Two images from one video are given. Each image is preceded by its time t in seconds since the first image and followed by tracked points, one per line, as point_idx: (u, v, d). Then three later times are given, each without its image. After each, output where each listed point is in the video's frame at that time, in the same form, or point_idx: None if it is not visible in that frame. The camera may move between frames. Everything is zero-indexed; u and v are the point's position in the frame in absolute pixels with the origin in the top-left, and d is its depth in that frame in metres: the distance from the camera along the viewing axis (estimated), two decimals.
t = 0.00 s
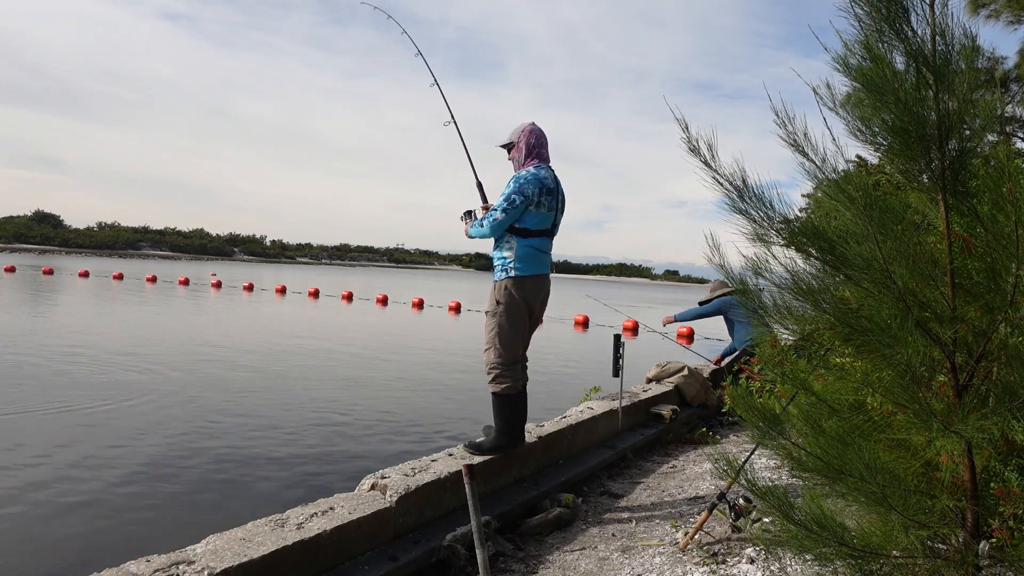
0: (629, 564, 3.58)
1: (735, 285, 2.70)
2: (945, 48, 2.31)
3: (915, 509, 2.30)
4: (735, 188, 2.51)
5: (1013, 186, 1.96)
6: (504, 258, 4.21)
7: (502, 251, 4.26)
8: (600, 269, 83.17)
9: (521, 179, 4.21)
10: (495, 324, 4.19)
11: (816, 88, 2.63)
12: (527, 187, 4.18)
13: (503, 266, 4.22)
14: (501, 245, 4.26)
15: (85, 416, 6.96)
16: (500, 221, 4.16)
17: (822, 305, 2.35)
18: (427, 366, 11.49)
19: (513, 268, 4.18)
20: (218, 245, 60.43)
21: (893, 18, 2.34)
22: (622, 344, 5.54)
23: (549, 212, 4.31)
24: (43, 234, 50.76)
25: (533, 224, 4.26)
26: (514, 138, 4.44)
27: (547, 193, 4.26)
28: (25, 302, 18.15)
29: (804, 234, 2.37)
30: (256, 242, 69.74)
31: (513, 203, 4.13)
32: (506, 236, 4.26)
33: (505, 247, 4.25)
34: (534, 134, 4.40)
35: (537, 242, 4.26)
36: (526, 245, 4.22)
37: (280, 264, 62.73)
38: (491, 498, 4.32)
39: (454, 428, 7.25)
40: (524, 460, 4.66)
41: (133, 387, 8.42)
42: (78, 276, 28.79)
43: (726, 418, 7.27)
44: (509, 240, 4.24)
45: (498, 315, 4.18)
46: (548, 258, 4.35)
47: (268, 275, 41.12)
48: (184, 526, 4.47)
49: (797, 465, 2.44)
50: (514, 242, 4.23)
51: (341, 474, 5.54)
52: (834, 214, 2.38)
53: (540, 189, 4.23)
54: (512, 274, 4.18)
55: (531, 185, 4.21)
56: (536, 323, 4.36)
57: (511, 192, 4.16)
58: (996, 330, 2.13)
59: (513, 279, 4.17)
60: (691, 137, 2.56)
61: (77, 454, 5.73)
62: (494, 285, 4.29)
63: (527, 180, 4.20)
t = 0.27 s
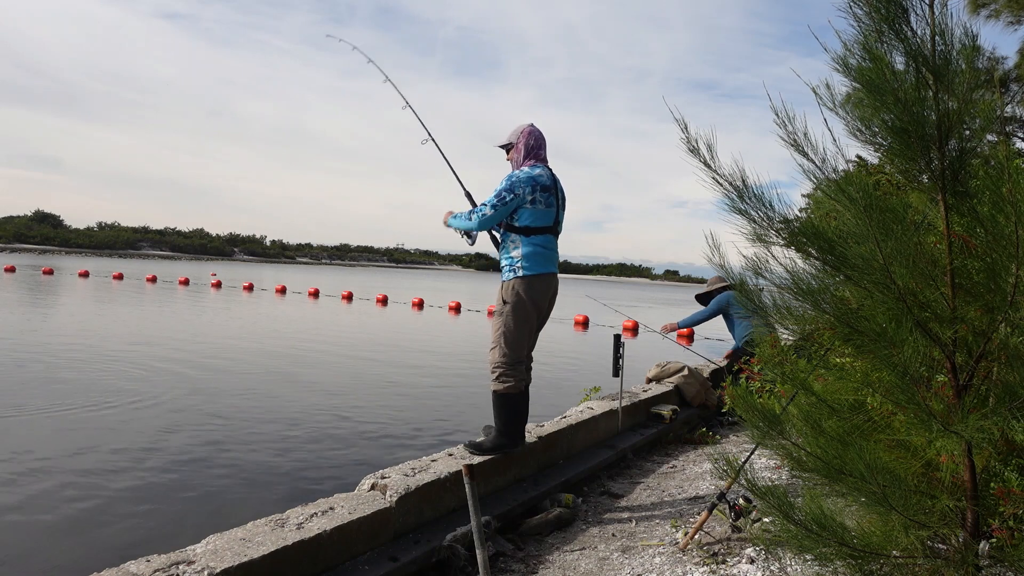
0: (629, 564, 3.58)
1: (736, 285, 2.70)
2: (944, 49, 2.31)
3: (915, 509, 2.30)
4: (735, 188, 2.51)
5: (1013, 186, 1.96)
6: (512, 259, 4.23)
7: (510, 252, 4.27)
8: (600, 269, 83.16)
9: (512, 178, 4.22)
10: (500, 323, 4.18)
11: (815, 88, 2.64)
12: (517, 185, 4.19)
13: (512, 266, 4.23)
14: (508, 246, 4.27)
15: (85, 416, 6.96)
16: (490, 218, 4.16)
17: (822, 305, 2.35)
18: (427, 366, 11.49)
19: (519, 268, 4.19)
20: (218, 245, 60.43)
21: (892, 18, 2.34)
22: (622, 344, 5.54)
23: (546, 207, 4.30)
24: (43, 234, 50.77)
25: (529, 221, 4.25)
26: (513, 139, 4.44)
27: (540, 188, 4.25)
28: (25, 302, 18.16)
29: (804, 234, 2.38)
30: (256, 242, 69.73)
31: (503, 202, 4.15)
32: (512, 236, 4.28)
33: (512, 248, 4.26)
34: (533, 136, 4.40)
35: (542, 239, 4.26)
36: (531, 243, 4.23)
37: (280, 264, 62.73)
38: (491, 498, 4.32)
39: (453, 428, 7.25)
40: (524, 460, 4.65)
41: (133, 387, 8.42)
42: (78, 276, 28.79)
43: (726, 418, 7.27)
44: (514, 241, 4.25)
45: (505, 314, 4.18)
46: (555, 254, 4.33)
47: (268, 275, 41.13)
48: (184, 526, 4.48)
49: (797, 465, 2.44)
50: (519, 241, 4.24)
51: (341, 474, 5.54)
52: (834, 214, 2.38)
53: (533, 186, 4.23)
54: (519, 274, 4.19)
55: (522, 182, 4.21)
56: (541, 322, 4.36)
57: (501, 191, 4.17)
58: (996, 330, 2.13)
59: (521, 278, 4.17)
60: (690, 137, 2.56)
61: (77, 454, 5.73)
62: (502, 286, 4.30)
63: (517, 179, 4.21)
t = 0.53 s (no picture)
0: (629, 564, 3.58)
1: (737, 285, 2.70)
2: (944, 49, 2.31)
3: (915, 509, 2.30)
4: (735, 188, 2.51)
5: (1013, 186, 1.96)
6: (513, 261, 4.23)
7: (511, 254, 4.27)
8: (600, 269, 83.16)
9: (516, 181, 4.22)
10: (498, 322, 4.18)
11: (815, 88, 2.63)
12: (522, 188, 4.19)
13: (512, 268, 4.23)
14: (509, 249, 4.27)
15: (84, 416, 6.96)
16: (504, 228, 4.17)
17: (823, 305, 2.35)
18: (427, 366, 11.50)
19: (519, 269, 4.19)
20: (218, 245, 60.43)
21: (893, 18, 2.34)
22: (622, 344, 5.54)
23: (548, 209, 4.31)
24: (43, 234, 50.78)
25: (533, 223, 4.26)
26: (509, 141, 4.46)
27: (542, 190, 4.26)
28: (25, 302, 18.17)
29: (804, 234, 2.37)
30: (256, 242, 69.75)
31: (511, 207, 4.15)
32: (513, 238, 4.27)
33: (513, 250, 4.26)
34: (529, 138, 4.40)
35: (543, 241, 4.27)
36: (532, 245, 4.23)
37: (280, 264, 62.75)
38: (491, 497, 4.31)
39: (453, 428, 7.25)
40: (524, 460, 4.65)
41: (133, 387, 8.42)
42: (78, 276, 28.81)
43: (726, 418, 7.27)
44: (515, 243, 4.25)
45: (503, 313, 4.17)
46: (556, 255, 4.33)
47: (268, 275, 41.15)
48: (184, 526, 4.48)
49: (797, 465, 2.44)
50: (520, 243, 4.24)
51: (341, 474, 5.54)
52: (834, 214, 2.38)
53: (533, 188, 4.22)
54: (520, 275, 4.19)
55: (526, 185, 4.21)
56: (543, 322, 4.35)
57: (507, 197, 4.18)
58: (996, 330, 2.13)
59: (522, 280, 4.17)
60: (690, 137, 2.55)
61: (77, 453, 5.74)
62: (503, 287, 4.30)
63: (522, 181, 4.21)
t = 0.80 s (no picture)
0: (629, 564, 3.58)
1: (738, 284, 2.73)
2: (945, 48, 2.31)
3: (915, 509, 2.30)
4: (735, 188, 2.51)
5: (1013, 186, 1.96)
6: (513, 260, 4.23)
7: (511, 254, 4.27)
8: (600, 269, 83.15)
9: (518, 181, 4.22)
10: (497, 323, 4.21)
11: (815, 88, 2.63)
12: (524, 188, 4.19)
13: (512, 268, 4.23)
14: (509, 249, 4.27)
15: (84, 416, 6.96)
16: (505, 229, 4.18)
17: (822, 305, 2.35)
18: (427, 366, 11.50)
19: (518, 269, 4.20)
20: (218, 245, 60.43)
21: (893, 18, 2.34)
22: (622, 344, 5.54)
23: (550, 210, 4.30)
24: (43, 234, 50.78)
25: (534, 224, 4.25)
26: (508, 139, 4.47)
27: (544, 190, 4.25)
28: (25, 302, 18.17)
29: (804, 234, 2.38)
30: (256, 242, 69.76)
31: (511, 208, 4.16)
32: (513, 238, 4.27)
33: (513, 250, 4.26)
34: (528, 136, 4.41)
35: (543, 241, 4.26)
36: (532, 245, 4.22)
37: (280, 264, 62.76)
38: (491, 498, 4.31)
39: (453, 429, 7.25)
40: (524, 460, 4.65)
41: (132, 387, 8.42)
42: (78, 276, 28.81)
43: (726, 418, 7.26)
44: (515, 242, 4.25)
45: (505, 315, 4.19)
46: (557, 254, 4.33)
47: (268, 275, 41.15)
48: (183, 526, 4.48)
49: (797, 465, 2.44)
50: (520, 243, 4.24)
51: (340, 474, 5.54)
52: (834, 214, 2.38)
53: (536, 188, 4.22)
54: (519, 275, 4.19)
55: (528, 185, 4.21)
56: (543, 322, 4.36)
57: (508, 198, 4.19)
58: (996, 330, 2.13)
59: (521, 279, 4.18)
60: (690, 137, 2.55)
61: (77, 453, 5.74)
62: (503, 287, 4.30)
63: (524, 182, 4.20)
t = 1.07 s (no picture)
0: (629, 564, 3.58)
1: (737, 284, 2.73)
2: (945, 48, 2.31)
3: (915, 509, 2.30)
4: (735, 188, 2.50)
5: (1013, 187, 1.96)
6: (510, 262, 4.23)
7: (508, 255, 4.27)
8: (600, 269, 83.15)
9: (516, 183, 4.21)
10: (496, 324, 4.21)
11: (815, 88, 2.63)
12: (521, 190, 4.18)
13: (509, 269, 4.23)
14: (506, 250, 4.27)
15: (84, 416, 6.97)
16: (502, 232, 4.20)
17: (822, 305, 2.35)
18: (426, 366, 11.50)
19: (515, 270, 4.20)
20: (218, 245, 60.44)
21: (893, 17, 2.33)
22: (622, 344, 5.53)
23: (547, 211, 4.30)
24: (43, 234, 50.79)
25: (531, 225, 4.25)
26: (506, 140, 4.48)
27: (542, 192, 4.25)
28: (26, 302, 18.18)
29: (804, 234, 2.37)
30: (256, 242, 69.77)
31: (508, 210, 4.16)
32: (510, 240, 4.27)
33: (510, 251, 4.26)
34: (526, 135, 4.41)
35: (541, 243, 4.26)
36: (529, 247, 4.22)
37: (280, 264, 62.74)
38: (491, 497, 4.31)
39: (453, 428, 7.25)
40: (524, 461, 4.65)
41: (132, 387, 8.42)
42: (78, 276, 28.81)
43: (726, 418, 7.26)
44: (513, 244, 4.24)
45: (502, 316, 4.19)
46: (553, 255, 4.33)
47: (268, 275, 41.16)
48: (183, 526, 4.48)
49: (797, 465, 2.44)
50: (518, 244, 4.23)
51: (341, 474, 5.55)
52: (835, 214, 2.38)
53: (533, 189, 4.22)
54: (516, 276, 4.19)
55: (526, 188, 4.21)
56: (541, 322, 4.37)
57: (505, 200, 4.18)
58: (996, 330, 2.13)
59: (519, 280, 4.18)
60: (690, 137, 2.55)
61: (77, 454, 5.74)
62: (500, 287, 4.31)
63: (521, 183, 4.20)
